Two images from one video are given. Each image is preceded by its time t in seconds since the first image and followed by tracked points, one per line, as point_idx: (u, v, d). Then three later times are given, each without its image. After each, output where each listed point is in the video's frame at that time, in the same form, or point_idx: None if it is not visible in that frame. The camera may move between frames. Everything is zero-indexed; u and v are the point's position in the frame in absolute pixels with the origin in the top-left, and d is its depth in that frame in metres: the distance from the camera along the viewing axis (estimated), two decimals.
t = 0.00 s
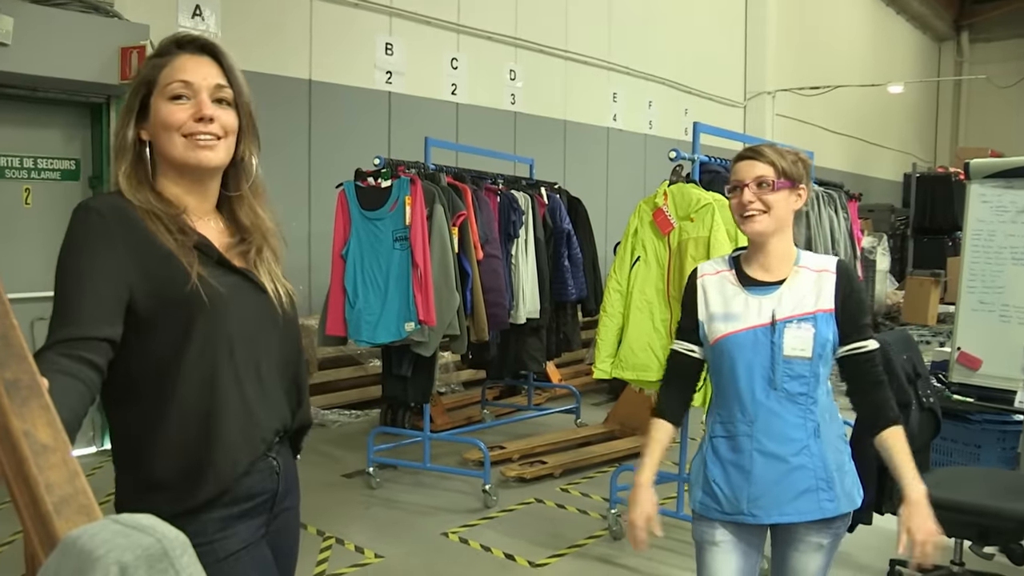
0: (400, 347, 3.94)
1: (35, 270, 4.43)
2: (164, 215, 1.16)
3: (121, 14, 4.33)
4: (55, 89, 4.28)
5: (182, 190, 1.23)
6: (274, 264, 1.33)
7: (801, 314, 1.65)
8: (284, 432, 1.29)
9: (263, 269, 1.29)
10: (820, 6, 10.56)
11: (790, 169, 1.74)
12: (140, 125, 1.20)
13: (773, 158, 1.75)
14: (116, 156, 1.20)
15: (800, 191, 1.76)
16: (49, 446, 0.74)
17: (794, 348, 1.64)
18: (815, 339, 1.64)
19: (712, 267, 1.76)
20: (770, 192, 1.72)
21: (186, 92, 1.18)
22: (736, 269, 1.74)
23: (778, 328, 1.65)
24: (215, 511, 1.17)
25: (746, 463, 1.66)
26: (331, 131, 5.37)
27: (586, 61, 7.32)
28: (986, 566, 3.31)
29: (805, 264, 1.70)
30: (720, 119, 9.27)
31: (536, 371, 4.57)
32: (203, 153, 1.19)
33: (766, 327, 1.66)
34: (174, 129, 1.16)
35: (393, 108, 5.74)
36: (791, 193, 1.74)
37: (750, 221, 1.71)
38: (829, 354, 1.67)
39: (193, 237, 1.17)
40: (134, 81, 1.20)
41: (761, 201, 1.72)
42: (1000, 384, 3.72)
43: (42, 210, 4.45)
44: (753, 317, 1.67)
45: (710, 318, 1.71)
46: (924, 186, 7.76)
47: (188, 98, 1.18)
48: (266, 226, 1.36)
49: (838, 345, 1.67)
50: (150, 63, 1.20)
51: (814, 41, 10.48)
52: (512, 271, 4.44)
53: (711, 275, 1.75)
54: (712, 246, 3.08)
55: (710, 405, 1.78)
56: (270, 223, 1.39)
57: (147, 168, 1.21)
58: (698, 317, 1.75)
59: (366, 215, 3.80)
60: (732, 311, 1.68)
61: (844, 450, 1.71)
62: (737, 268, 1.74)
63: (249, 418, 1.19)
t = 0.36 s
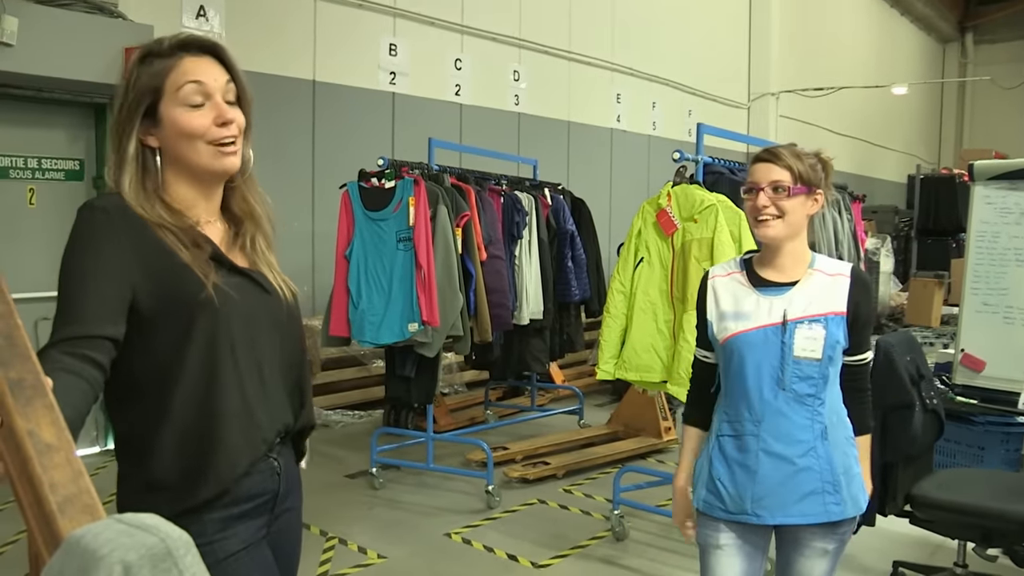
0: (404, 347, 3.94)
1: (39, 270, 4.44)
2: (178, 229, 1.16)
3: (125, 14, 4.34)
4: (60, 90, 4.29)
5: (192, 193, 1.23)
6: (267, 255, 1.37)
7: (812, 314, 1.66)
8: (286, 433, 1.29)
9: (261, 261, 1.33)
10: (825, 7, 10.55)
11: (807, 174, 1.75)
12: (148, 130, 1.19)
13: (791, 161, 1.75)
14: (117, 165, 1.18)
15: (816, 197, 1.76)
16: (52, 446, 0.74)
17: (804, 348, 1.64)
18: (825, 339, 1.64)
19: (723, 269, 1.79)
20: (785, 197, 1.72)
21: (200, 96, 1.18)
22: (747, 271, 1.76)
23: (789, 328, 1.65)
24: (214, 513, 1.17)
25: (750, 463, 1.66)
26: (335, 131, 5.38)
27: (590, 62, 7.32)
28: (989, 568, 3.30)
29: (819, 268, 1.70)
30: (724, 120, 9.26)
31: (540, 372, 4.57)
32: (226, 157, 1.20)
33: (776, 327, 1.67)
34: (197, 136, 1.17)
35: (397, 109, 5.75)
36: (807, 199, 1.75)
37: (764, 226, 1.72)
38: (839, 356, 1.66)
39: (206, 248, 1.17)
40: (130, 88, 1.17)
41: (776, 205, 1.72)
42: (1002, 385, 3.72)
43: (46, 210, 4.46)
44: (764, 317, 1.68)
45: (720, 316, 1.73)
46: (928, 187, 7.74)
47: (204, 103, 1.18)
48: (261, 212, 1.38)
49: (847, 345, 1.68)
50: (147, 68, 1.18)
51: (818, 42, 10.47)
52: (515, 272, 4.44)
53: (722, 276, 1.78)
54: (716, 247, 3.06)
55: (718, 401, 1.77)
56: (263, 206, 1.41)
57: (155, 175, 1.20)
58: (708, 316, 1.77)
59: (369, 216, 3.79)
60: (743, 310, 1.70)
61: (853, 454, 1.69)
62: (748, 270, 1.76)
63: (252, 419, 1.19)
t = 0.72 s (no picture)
0: (405, 345, 3.93)
1: (41, 268, 4.44)
2: (198, 241, 1.17)
3: (127, 13, 4.35)
4: (62, 88, 4.29)
5: (202, 189, 1.25)
6: (263, 250, 1.38)
7: (828, 314, 1.67)
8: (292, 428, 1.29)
9: (260, 257, 1.35)
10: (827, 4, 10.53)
11: (820, 174, 1.73)
12: (167, 128, 1.19)
13: (804, 163, 1.74)
14: (134, 166, 1.17)
15: (832, 194, 1.75)
16: (58, 442, 0.75)
17: (817, 349, 1.65)
18: (839, 340, 1.65)
19: (744, 261, 1.80)
20: (800, 200, 1.71)
21: (221, 96, 1.21)
22: (768, 266, 1.76)
23: (805, 327, 1.67)
24: (224, 506, 1.17)
25: (763, 455, 1.68)
26: (337, 129, 5.38)
27: (592, 60, 7.31)
28: (991, 566, 3.30)
29: (837, 267, 1.71)
30: (726, 118, 9.25)
31: (541, 370, 4.56)
32: (247, 153, 1.24)
33: (792, 326, 1.68)
34: (223, 135, 1.20)
35: (399, 107, 5.74)
36: (823, 198, 1.73)
37: (780, 229, 1.71)
38: (852, 358, 1.67)
39: (223, 255, 1.19)
40: (147, 90, 1.17)
41: (790, 209, 1.71)
42: (1005, 384, 3.71)
43: (49, 208, 4.46)
44: (780, 314, 1.69)
45: (738, 311, 1.74)
46: (930, 185, 7.74)
47: (225, 101, 1.21)
48: (257, 212, 1.40)
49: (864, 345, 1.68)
50: (161, 70, 1.18)
51: (820, 40, 10.46)
52: (517, 270, 4.44)
53: (742, 269, 1.79)
54: (717, 244, 3.05)
55: (732, 395, 1.80)
56: (257, 203, 1.42)
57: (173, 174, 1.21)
58: (726, 309, 1.78)
59: (372, 213, 3.81)
60: (760, 307, 1.71)
61: (864, 451, 1.71)
62: (769, 266, 1.76)
63: (257, 414, 1.20)
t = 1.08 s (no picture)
0: (408, 342, 3.94)
1: (46, 265, 4.45)
2: (214, 239, 1.19)
3: (130, 10, 4.35)
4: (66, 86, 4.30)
5: (217, 187, 1.27)
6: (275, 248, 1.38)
7: (842, 312, 1.67)
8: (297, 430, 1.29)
9: (271, 258, 1.35)
10: None
11: (840, 172, 1.74)
12: (172, 132, 1.20)
13: (823, 161, 1.75)
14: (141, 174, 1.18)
15: (851, 193, 1.75)
16: (64, 439, 0.75)
17: (829, 346, 1.64)
18: (851, 338, 1.65)
19: (758, 256, 1.81)
20: (816, 197, 1.72)
21: (220, 90, 1.21)
22: (784, 262, 1.77)
23: (817, 324, 1.67)
24: (224, 506, 1.18)
25: (774, 448, 1.68)
26: (341, 126, 5.38)
27: (595, 56, 7.30)
28: (995, 562, 3.30)
29: (852, 265, 1.71)
30: (729, 114, 9.24)
31: (544, 367, 4.56)
32: (254, 145, 1.24)
33: (804, 322, 1.68)
34: (224, 130, 1.20)
35: (402, 104, 5.74)
36: (841, 197, 1.74)
37: (796, 226, 1.71)
38: (863, 356, 1.67)
39: (243, 262, 1.22)
40: (146, 96, 1.18)
41: (807, 205, 1.71)
42: (1009, 380, 3.70)
43: (53, 205, 4.47)
44: (793, 309, 1.69)
45: (751, 306, 1.74)
46: (934, 181, 7.72)
47: (225, 95, 1.21)
48: (271, 201, 1.41)
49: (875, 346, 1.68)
50: (159, 74, 1.19)
51: (823, 36, 10.43)
52: (520, 267, 4.44)
53: (757, 263, 1.79)
54: (721, 241, 3.05)
55: (746, 387, 1.80)
56: (271, 199, 1.42)
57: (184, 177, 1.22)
58: (739, 303, 1.79)
59: (374, 208, 3.80)
60: (775, 303, 1.71)
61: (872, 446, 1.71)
62: (784, 261, 1.77)
63: (265, 414, 1.20)
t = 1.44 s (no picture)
0: (410, 342, 3.95)
1: (48, 266, 4.46)
2: (231, 239, 1.18)
3: (133, 11, 4.35)
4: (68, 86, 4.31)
5: (238, 189, 1.27)
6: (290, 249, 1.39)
7: (845, 309, 1.67)
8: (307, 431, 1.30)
9: (285, 261, 1.34)
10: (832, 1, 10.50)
11: (849, 173, 1.75)
12: (197, 129, 1.20)
13: (834, 160, 1.75)
14: (166, 169, 1.18)
15: (857, 196, 1.76)
16: (69, 439, 0.75)
17: (835, 343, 1.65)
18: (856, 334, 1.65)
19: (762, 258, 1.80)
20: (825, 197, 1.72)
21: (250, 94, 1.22)
22: (786, 263, 1.77)
23: (821, 322, 1.67)
24: (232, 506, 1.18)
25: (779, 452, 1.69)
26: (342, 127, 5.38)
27: (596, 57, 7.30)
28: (997, 562, 3.30)
29: (854, 263, 1.71)
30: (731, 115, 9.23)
31: (546, 367, 4.56)
32: (277, 149, 1.25)
33: (809, 321, 1.68)
34: (251, 133, 1.21)
35: (404, 105, 5.75)
36: (848, 198, 1.75)
37: (803, 225, 1.72)
38: (870, 352, 1.67)
39: (261, 262, 1.22)
40: (175, 90, 1.18)
41: (815, 205, 1.72)
42: (1011, 380, 3.71)
43: (56, 206, 4.48)
44: (797, 310, 1.70)
45: (754, 307, 1.74)
46: (935, 182, 7.72)
47: (254, 99, 1.22)
48: (283, 203, 1.41)
49: (883, 342, 1.68)
50: (188, 70, 1.19)
51: (825, 37, 10.43)
52: (522, 268, 4.44)
53: (759, 266, 1.79)
54: (723, 242, 3.05)
55: (748, 391, 1.81)
56: (282, 200, 1.43)
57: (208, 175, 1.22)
58: (742, 306, 1.78)
59: (376, 210, 3.80)
60: (779, 304, 1.71)
61: (877, 446, 1.72)
62: (787, 262, 1.77)
63: (278, 416, 1.21)
